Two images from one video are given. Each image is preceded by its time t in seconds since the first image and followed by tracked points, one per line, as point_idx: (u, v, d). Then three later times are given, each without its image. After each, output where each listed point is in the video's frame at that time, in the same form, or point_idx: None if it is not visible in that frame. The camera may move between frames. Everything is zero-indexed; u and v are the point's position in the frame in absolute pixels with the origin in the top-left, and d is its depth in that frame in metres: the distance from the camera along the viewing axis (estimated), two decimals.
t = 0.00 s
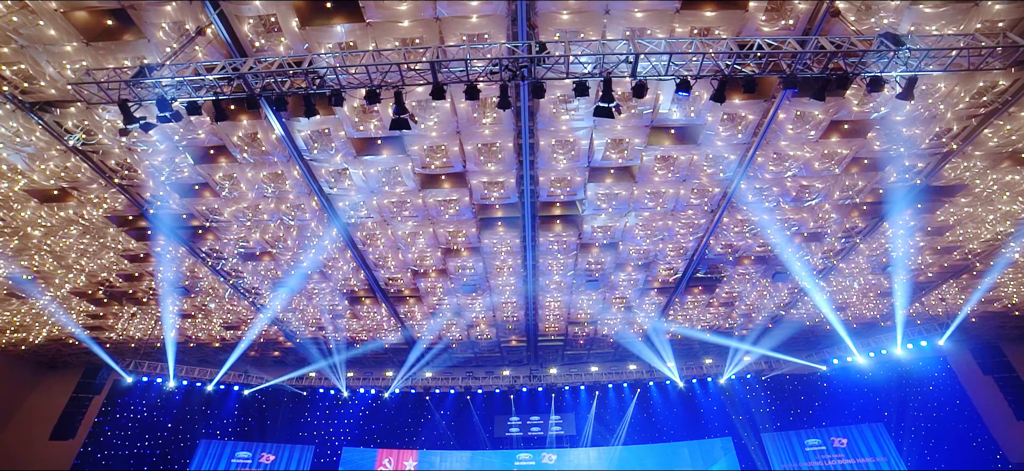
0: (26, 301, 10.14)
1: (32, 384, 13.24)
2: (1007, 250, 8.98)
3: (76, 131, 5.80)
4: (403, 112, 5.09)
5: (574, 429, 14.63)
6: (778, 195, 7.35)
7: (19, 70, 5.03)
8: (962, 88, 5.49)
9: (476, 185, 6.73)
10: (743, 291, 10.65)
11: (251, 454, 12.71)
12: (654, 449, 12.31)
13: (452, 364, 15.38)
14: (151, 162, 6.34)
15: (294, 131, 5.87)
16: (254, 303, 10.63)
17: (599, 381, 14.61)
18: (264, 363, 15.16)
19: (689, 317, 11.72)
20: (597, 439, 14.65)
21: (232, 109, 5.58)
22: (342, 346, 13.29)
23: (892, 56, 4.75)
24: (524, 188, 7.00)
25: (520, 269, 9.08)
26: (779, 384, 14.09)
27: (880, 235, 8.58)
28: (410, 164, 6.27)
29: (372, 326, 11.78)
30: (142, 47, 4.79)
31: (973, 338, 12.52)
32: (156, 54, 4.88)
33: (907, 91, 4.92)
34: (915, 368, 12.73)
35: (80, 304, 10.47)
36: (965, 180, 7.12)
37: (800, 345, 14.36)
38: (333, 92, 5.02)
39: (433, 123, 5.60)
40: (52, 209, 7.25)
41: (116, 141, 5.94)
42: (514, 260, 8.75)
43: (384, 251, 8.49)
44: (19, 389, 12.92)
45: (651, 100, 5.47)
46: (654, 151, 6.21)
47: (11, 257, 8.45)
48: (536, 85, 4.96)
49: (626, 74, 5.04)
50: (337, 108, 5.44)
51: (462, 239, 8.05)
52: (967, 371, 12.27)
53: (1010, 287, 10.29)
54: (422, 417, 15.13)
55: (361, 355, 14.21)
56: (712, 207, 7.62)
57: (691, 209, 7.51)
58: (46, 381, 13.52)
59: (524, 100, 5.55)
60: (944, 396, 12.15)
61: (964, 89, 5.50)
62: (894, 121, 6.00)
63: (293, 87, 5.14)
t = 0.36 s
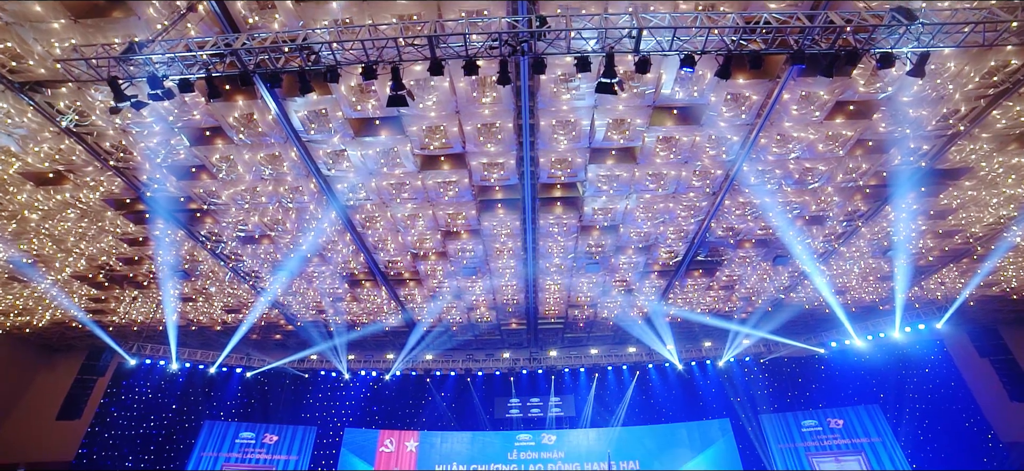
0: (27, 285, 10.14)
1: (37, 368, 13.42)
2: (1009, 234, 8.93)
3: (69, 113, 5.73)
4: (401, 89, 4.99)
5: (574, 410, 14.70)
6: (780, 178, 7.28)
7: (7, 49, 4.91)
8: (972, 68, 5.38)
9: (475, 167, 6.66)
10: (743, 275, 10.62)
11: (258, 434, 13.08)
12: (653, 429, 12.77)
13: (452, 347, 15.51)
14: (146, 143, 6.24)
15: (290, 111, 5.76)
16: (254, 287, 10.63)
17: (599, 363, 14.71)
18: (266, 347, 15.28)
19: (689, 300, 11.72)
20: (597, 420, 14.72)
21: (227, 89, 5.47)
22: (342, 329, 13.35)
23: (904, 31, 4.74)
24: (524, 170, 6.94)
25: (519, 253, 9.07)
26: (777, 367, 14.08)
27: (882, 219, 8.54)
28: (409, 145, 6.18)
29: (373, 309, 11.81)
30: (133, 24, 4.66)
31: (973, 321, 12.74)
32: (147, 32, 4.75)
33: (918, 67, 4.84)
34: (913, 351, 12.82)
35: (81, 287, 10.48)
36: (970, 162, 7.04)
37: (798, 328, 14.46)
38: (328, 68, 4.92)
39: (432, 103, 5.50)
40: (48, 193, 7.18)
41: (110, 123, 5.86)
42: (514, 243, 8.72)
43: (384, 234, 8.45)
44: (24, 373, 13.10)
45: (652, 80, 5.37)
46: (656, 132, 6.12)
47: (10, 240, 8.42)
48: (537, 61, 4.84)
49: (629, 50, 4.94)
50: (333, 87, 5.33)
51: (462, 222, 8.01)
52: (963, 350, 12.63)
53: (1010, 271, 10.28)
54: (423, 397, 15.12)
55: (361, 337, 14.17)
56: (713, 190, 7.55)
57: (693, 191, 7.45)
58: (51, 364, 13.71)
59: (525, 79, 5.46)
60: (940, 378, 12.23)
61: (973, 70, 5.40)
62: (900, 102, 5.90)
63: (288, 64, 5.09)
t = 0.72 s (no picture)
0: (28, 269, 10.14)
1: (42, 350, 13.43)
2: (1013, 216, 8.87)
3: (60, 93, 5.64)
4: (398, 63, 4.88)
5: (574, 391, 14.81)
6: (783, 159, 7.19)
7: None
8: (985, 46, 5.26)
9: (475, 147, 6.58)
10: (744, 257, 10.60)
11: (263, 417, 13.32)
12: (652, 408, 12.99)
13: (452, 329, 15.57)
14: (140, 125, 6.15)
15: (286, 91, 5.66)
16: (254, 269, 10.59)
17: (599, 344, 14.77)
18: (268, 329, 15.35)
19: (689, 283, 11.71)
20: (597, 401, 14.84)
21: (220, 67, 5.35)
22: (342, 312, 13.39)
23: (918, 4, 4.70)
24: (524, 150, 6.86)
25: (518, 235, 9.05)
26: (776, 350, 14.07)
27: (885, 201, 8.47)
28: (407, 125, 6.10)
29: (374, 292, 11.82)
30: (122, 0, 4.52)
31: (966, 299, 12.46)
32: (135, 7, 4.62)
33: (931, 41, 4.76)
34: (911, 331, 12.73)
35: (82, 272, 10.48)
36: (977, 144, 6.94)
37: (798, 310, 14.49)
38: (323, 43, 4.82)
39: (431, 81, 5.40)
40: (44, 176, 7.12)
41: (103, 104, 5.77)
42: (514, 225, 8.67)
43: (384, 216, 8.40)
44: (30, 355, 13.13)
45: (655, 58, 5.25)
46: (659, 111, 6.02)
47: (8, 224, 8.38)
48: (537, 35, 4.75)
49: (633, 23, 4.87)
50: (330, 65, 5.23)
51: (461, 204, 7.95)
52: (962, 333, 12.46)
53: (1010, 255, 10.25)
54: (426, 379, 15.24)
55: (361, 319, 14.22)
56: (715, 171, 7.47)
57: (695, 172, 7.37)
58: (55, 347, 13.73)
59: (525, 56, 5.37)
60: (936, 360, 12.21)
61: (986, 47, 5.27)
62: (908, 82, 5.79)
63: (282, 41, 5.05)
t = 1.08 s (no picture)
0: (28, 252, 10.14)
1: (47, 333, 13.59)
2: (1017, 199, 8.80)
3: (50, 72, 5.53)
4: (394, 37, 4.77)
5: (574, 372, 14.92)
6: (787, 140, 7.11)
7: None
8: (999, 23, 5.13)
9: (475, 127, 6.49)
10: (745, 240, 10.56)
11: (265, 397, 13.56)
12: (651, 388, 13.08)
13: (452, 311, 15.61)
14: (134, 105, 6.05)
15: (281, 70, 5.55)
16: (254, 252, 10.57)
17: (599, 326, 14.83)
18: (269, 312, 15.41)
19: (689, 265, 11.71)
20: (597, 381, 14.96)
21: (213, 45, 5.26)
22: (343, 295, 13.41)
23: None
24: (525, 130, 6.77)
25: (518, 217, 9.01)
26: (776, 332, 14.11)
27: (889, 183, 8.40)
28: (406, 105, 6.00)
29: (374, 274, 11.82)
30: None
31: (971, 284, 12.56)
32: None
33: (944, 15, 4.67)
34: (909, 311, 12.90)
35: (82, 255, 10.47)
36: (985, 125, 6.84)
37: (798, 292, 14.22)
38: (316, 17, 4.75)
39: (429, 59, 5.29)
40: (39, 158, 7.04)
41: (95, 84, 5.67)
42: (514, 206, 8.62)
43: (383, 198, 8.35)
44: (35, 338, 13.25)
45: (659, 35, 5.14)
46: (662, 90, 5.92)
47: (6, 207, 8.34)
48: (537, 8, 4.66)
49: None
50: (326, 42, 5.11)
51: (461, 185, 7.89)
52: (960, 315, 12.52)
53: (1012, 238, 10.21)
54: (427, 361, 15.33)
55: (361, 301, 14.24)
56: (718, 152, 7.38)
57: (697, 153, 7.28)
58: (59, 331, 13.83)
59: (525, 33, 5.28)
60: (933, 342, 12.30)
61: (1000, 24, 5.14)
62: (917, 61, 5.68)
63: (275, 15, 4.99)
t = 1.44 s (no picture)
0: (28, 236, 10.13)
1: (48, 314, 13.39)
2: (1022, 182, 8.71)
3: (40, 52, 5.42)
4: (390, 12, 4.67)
5: (574, 354, 15.02)
6: (791, 121, 7.02)
7: None
8: None
9: (474, 108, 6.40)
10: (746, 223, 10.52)
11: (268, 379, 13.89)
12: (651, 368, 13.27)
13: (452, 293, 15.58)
14: (128, 86, 5.96)
15: (276, 49, 5.45)
16: (254, 234, 10.54)
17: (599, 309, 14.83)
18: (270, 294, 15.46)
19: (690, 248, 11.69)
20: (597, 362, 15.08)
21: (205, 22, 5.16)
22: (343, 277, 13.41)
23: None
24: (525, 110, 6.69)
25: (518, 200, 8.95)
26: (774, 315, 14.12)
27: (893, 166, 8.31)
28: (404, 84, 5.92)
29: (374, 256, 11.81)
30: None
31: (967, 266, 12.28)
32: None
33: None
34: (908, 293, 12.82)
35: (82, 239, 10.45)
36: (993, 106, 6.73)
37: (798, 276, 14.27)
38: None
39: (427, 37, 5.19)
40: (33, 140, 6.97)
41: (86, 63, 5.57)
42: (514, 188, 8.56)
43: (382, 180, 8.29)
44: (37, 318, 13.11)
45: (663, 12, 5.01)
46: (665, 70, 5.82)
47: (3, 191, 8.29)
48: None
49: None
50: (321, 20, 5.00)
51: (461, 166, 7.83)
52: (958, 297, 12.33)
53: (1014, 221, 10.17)
54: (427, 342, 15.40)
55: (361, 284, 14.24)
56: (720, 133, 7.28)
57: (699, 134, 7.20)
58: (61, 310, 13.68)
59: (525, 10, 5.17)
60: (931, 324, 12.29)
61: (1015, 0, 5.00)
62: (927, 40, 5.56)
63: None
